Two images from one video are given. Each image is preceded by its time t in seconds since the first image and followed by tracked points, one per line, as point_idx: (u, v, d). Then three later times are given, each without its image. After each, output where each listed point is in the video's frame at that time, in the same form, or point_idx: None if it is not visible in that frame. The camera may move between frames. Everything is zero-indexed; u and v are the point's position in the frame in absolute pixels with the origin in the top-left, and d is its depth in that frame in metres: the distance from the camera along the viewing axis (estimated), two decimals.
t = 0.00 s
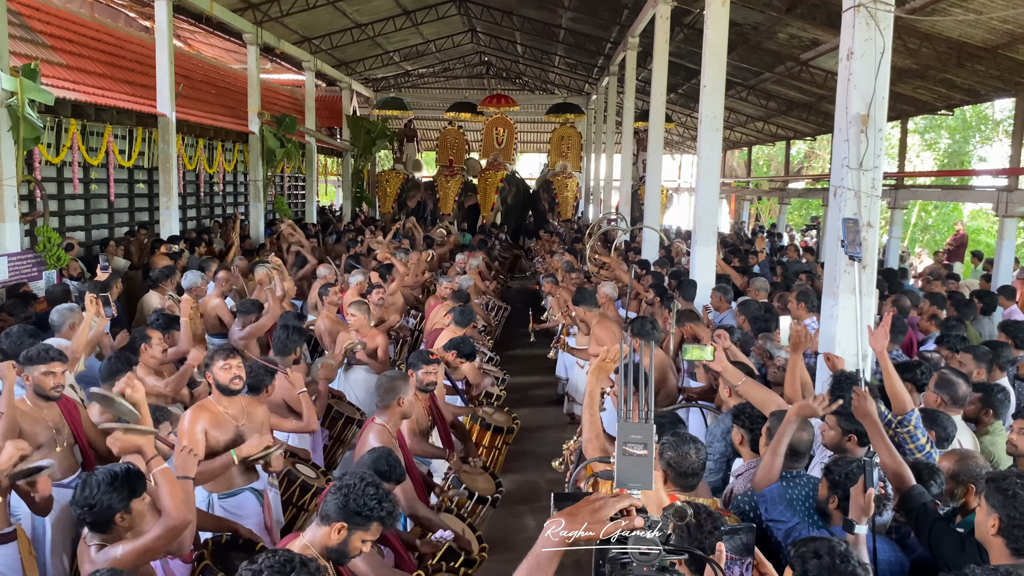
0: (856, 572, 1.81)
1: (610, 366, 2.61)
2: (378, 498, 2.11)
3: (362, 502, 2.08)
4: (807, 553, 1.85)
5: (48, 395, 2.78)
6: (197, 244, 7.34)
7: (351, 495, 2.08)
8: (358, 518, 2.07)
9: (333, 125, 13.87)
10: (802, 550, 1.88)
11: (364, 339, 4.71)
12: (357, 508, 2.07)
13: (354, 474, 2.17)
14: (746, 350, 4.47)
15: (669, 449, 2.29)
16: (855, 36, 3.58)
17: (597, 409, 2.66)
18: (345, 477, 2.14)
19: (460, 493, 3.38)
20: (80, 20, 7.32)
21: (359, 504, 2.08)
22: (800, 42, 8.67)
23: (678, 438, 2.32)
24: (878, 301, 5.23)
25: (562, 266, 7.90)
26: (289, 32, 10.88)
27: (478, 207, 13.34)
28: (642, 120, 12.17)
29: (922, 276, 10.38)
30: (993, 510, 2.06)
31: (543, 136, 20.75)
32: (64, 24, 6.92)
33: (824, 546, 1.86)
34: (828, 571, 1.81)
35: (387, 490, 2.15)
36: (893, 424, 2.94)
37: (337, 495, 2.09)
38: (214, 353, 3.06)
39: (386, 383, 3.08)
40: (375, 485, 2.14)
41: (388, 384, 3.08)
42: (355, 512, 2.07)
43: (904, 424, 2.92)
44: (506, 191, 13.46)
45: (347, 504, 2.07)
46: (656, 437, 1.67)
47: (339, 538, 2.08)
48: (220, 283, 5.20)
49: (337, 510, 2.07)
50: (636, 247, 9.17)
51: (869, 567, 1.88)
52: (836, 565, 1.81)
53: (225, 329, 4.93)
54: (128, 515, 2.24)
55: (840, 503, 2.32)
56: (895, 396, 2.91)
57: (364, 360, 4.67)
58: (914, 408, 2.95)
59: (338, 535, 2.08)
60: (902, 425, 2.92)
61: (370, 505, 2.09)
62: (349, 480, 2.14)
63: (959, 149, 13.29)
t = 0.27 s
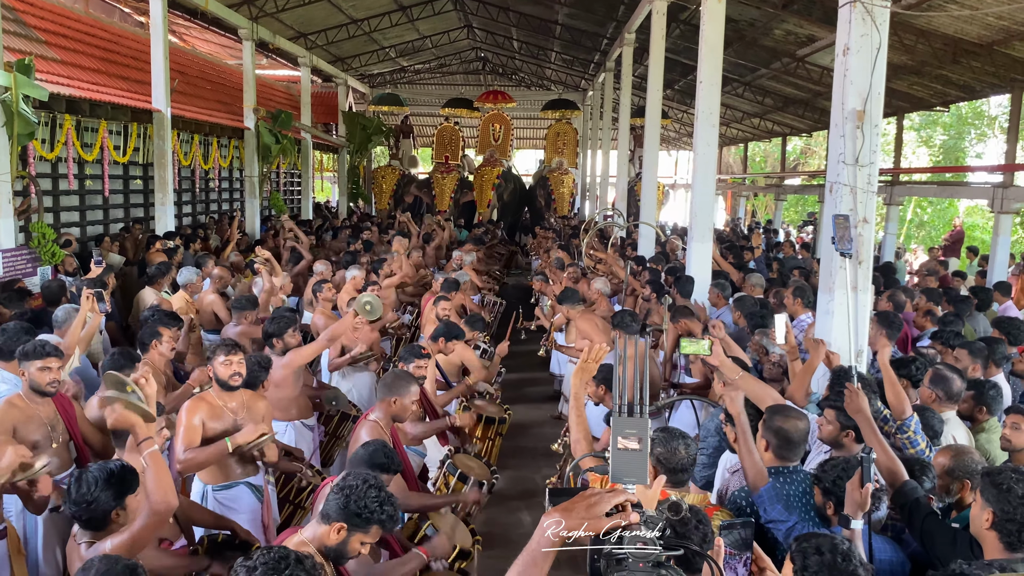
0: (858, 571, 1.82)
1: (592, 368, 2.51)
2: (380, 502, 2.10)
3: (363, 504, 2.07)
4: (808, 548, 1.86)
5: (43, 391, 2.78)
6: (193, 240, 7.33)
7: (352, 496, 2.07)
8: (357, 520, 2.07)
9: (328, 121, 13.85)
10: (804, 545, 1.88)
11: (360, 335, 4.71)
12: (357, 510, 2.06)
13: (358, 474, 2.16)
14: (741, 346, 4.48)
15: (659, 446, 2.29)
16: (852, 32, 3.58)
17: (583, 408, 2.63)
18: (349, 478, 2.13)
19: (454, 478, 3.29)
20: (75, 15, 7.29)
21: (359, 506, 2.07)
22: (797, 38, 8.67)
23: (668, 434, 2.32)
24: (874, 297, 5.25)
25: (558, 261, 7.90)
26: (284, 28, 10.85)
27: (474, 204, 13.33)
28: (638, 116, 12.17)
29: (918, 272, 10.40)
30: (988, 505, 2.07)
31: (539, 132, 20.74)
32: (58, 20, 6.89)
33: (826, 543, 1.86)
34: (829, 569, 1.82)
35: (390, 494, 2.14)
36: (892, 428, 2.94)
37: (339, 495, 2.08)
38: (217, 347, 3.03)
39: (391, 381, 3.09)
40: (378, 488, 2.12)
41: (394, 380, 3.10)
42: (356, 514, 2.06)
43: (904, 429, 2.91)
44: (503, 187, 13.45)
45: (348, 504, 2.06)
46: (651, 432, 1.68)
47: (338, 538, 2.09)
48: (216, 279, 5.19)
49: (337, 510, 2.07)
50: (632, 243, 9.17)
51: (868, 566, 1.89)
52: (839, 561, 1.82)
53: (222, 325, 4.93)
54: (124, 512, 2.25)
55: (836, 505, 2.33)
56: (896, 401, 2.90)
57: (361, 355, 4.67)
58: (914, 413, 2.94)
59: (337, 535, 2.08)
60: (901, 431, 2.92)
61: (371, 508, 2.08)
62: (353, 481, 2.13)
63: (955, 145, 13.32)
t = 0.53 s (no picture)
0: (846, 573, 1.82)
1: (575, 370, 2.53)
2: (368, 492, 2.11)
3: (353, 495, 2.09)
4: (797, 547, 1.87)
5: (30, 389, 2.77)
6: (186, 237, 7.32)
7: (341, 487, 2.09)
8: (348, 511, 2.07)
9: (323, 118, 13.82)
10: (793, 543, 1.89)
11: (354, 332, 4.71)
12: (346, 500, 2.07)
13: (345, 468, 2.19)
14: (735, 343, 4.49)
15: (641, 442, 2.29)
16: (844, 28, 3.59)
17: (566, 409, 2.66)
18: (337, 471, 2.15)
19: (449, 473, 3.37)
20: (67, 12, 7.26)
21: (349, 497, 2.08)
22: (791, 34, 8.68)
23: (650, 430, 2.32)
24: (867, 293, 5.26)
25: (553, 258, 7.90)
26: (278, 24, 10.82)
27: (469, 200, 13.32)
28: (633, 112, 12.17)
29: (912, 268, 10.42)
30: (979, 499, 2.08)
31: (534, 129, 20.73)
32: (50, 16, 6.86)
33: (816, 543, 1.86)
34: (816, 569, 1.82)
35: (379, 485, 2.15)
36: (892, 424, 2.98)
37: (329, 488, 2.09)
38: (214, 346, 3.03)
39: (379, 375, 3.10)
40: (366, 480, 2.14)
41: (380, 375, 3.10)
42: (346, 505, 2.07)
43: (904, 423, 2.96)
44: (498, 184, 13.44)
45: (337, 496, 2.08)
46: (638, 428, 1.68)
47: (330, 532, 2.08)
48: (210, 276, 5.19)
49: (328, 503, 2.07)
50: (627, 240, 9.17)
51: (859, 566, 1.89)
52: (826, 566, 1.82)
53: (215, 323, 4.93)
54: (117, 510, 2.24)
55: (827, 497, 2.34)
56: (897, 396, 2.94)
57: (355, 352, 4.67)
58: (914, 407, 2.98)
59: (329, 528, 2.08)
60: (902, 425, 2.96)
61: (361, 498, 2.09)
62: (342, 474, 2.14)
63: (949, 142, 13.35)
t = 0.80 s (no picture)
0: (839, 571, 1.81)
1: (554, 390, 2.52)
2: (360, 491, 2.10)
3: (345, 494, 2.07)
4: (793, 545, 1.86)
5: (13, 387, 2.74)
6: (178, 234, 7.29)
7: (334, 485, 2.07)
8: (340, 510, 2.06)
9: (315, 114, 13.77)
10: (790, 540, 1.88)
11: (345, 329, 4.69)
12: (339, 499, 2.06)
13: (339, 466, 2.17)
14: (727, 339, 4.49)
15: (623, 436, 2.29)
16: (835, 23, 3.58)
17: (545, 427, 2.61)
18: (329, 470, 2.14)
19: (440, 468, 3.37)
20: (56, 7, 7.21)
21: (341, 495, 2.06)
22: (783, 30, 8.68)
23: (631, 429, 2.32)
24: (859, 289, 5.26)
25: (545, 254, 7.89)
26: (270, 20, 10.77)
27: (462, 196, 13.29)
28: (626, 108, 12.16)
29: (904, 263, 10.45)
30: (975, 493, 2.08)
31: (527, 125, 20.71)
32: (39, 11, 6.80)
33: (812, 540, 1.85)
34: (812, 568, 1.82)
35: (371, 485, 2.14)
36: (888, 414, 3.00)
37: (321, 485, 2.08)
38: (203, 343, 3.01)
39: (363, 370, 3.09)
40: (359, 478, 2.13)
41: (365, 370, 3.09)
42: (339, 504, 2.06)
43: (898, 412, 2.97)
44: (491, 180, 13.42)
45: (329, 494, 2.06)
46: (626, 424, 1.67)
47: (321, 530, 2.07)
48: (200, 272, 5.16)
49: (320, 501, 2.06)
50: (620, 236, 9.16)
51: (853, 567, 1.89)
52: (822, 562, 1.82)
53: (206, 320, 4.90)
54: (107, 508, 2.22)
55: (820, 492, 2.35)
56: (889, 384, 2.96)
57: (346, 349, 4.65)
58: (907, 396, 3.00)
59: (320, 527, 2.06)
60: (896, 413, 2.97)
61: (353, 497, 2.07)
62: (335, 473, 2.13)
63: (941, 137, 13.39)
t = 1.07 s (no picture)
0: (833, 568, 1.82)
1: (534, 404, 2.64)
2: (353, 488, 2.09)
3: (338, 491, 2.07)
4: (788, 541, 1.86)
5: (7, 385, 2.73)
6: (173, 231, 7.27)
7: (328, 483, 2.07)
8: (335, 506, 2.06)
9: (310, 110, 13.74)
10: (785, 536, 1.88)
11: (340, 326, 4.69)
12: (334, 497, 2.06)
13: (332, 462, 2.16)
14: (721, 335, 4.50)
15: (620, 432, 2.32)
16: (829, 19, 3.58)
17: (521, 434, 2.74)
18: (322, 467, 2.13)
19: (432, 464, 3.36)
20: (49, 3, 7.17)
21: (336, 493, 2.06)
22: (778, 26, 8.68)
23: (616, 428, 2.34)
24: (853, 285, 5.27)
25: (541, 251, 7.89)
26: (264, 16, 10.74)
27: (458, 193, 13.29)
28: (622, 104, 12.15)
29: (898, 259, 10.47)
30: (973, 489, 2.08)
31: (523, 121, 20.70)
32: (32, 7, 6.77)
33: (806, 538, 1.86)
34: (806, 564, 1.82)
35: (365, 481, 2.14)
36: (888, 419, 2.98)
37: (314, 484, 2.08)
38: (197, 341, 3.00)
39: (353, 367, 3.08)
40: (352, 474, 2.12)
41: (357, 367, 3.08)
42: (333, 501, 2.06)
43: (898, 417, 2.96)
44: (487, 176, 13.41)
45: (324, 492, 2.06)
46: (616, 422, 1.67)
47: (316, 528, 2.06)
48: (195, 270, 5.15)
49: (314, 499, 2.05)
50: (615, 232, 9.16)
51: (847, 564, 1.89)
52: (815, 559, 1.82)
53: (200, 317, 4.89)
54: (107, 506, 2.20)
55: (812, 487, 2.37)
56: (886, 389, 2.96)
57: (341, 346, 4.65)
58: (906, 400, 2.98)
59: (315, 525, 2.06)
60: (896, 418, 2.96)
61: (347, 494, 2.07)
62: (329, 470, 2.12)
63: (936, 133, 13.42)
